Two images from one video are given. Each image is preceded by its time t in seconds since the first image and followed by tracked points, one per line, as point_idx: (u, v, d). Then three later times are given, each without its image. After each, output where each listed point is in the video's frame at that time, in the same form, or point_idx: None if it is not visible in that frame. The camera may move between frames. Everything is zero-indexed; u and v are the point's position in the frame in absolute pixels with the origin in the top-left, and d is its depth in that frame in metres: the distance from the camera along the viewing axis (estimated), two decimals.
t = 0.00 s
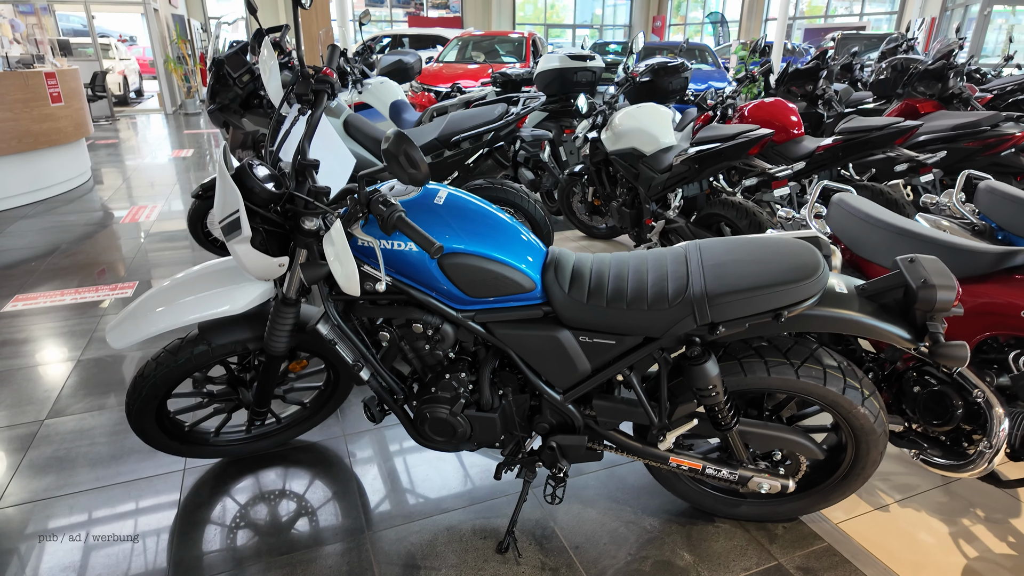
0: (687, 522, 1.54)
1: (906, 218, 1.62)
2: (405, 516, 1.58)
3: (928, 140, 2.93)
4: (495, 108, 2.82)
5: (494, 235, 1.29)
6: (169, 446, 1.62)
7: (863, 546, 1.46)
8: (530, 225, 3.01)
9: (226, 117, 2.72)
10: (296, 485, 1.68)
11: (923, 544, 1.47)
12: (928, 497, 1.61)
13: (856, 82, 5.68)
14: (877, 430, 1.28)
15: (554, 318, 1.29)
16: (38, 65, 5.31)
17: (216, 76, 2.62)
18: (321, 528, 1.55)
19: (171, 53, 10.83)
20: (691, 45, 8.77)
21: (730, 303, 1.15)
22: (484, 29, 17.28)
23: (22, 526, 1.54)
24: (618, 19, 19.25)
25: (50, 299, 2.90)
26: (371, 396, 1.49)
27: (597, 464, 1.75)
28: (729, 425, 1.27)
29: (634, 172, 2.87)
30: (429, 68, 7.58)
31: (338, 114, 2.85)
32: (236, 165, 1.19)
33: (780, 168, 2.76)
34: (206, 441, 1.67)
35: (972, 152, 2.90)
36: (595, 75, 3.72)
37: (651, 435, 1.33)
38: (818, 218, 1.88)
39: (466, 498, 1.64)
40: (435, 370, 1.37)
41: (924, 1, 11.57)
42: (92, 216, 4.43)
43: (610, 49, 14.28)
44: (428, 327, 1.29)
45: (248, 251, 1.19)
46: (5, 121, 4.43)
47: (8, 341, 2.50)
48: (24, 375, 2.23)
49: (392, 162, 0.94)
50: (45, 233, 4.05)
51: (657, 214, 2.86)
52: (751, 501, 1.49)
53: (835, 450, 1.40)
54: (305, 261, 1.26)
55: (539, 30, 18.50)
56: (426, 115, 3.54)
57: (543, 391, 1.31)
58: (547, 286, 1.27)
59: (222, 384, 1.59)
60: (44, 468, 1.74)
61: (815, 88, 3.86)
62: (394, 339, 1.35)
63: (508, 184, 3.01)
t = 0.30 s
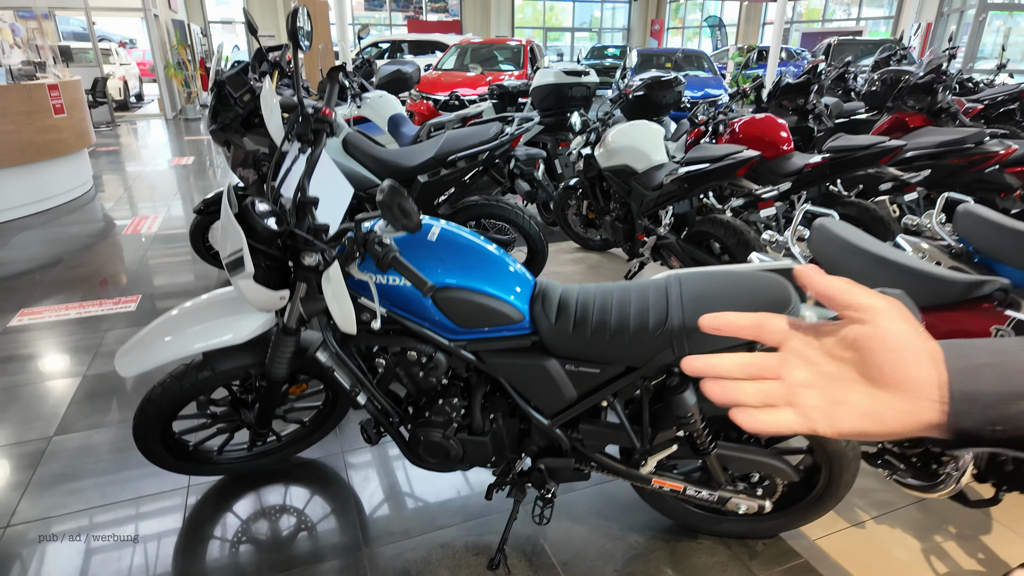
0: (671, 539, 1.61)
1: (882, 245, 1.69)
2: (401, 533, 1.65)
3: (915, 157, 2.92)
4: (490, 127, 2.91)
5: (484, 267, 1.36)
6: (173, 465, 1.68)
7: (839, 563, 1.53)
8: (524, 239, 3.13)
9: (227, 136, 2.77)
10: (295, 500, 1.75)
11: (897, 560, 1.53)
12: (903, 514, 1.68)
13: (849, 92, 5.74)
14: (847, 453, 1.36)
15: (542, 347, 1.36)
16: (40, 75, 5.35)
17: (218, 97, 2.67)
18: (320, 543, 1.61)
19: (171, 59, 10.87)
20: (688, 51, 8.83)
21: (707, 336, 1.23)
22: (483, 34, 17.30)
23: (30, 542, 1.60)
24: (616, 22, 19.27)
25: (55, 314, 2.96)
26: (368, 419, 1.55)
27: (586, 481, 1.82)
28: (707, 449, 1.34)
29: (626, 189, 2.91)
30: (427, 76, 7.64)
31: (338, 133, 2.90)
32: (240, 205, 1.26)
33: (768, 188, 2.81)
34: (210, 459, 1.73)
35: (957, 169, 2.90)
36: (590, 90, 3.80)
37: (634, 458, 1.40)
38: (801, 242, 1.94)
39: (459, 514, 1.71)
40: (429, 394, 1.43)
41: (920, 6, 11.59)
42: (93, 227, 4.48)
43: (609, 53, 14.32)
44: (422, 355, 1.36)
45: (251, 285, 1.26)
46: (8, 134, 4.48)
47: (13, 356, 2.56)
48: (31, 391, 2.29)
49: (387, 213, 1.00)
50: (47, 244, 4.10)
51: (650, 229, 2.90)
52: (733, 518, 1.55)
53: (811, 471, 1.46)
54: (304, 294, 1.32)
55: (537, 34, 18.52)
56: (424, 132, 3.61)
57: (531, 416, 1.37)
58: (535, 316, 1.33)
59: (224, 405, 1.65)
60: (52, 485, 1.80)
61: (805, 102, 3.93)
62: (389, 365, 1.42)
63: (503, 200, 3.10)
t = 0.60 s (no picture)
0: (644, 564, 1.72)
1: (843, 284, 1.75)
2: (393, 557, 1.76)
3: (889, 188, 2.97)
4: (481, 162, 3.06)
5: (467, 317, 1.49)
6: (179, 493, 1.80)
7: None
8: (515, 266, 3.25)
9: (230, 170, 2.91)
10: (293, 525, 1.86)
11: None
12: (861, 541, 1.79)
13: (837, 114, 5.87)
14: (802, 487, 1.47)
15: (519, 389, 1.47)
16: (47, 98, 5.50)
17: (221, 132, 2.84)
18: (316, 567, 1.72)
19: (173, 75, 11.01)
20: (683, 68, 8.94)
21: (667, 383, 1.35)
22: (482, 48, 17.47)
23: (45, 565, 1.72)
24: (614, 35, 19.41)
25: (63, 339, 3.08)
26: (360, 452, 1.67)
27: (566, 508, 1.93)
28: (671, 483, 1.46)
29: (612, 218, 3.01)
30: (426, 95, 7.79)
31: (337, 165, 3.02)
32: (244, 263, 1.38)
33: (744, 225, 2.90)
34: (213, 487, 1.85)
35: (930, 200, 2.94)
36: (580, 119, 3.95)
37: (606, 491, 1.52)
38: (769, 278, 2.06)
39: (447, 540, 1.82)
40: (417, 431, 1.55)
41: (914, 20, 11.62)
42: (98, 248, 4.60)
43: (606, 65, 14.45)
44: (410, 397, 1.49)
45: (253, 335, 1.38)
46: (17, 158, 4.62)
47: (24, 382, 2.68)
48: (42, 418, 2.41)
49: (376, 281, 1.14)
50: (54, 266, 4.22)
51: (634, 257, 3.02)
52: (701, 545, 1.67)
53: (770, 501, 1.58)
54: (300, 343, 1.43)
55: (535, 46, 18.61)
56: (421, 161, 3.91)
57: (511, 452, 1.49)
58: (513, 362, 1.46)
59: (227, 438, 1.76)
60: (65, 510, 1.92)
61: (788, 129, 4.06)
62: (380, 404, 1.54)
63: (494, 228, 3.23)
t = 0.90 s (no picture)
0: None
1: (817, 325, 1.85)
2: None
3: (865, 224, 3.09)
4: (475, 203, 3.20)
5: (463, 363, 1.59)
6: (183, 530, 1.86)
7: None
8: (507, 300, 3.33)
9: (232, 211, 2.98)
10: (293, 559, 1.92)
11: None
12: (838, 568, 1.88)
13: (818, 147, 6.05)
14: (780, 521, 1.55)
15: (512, 429, 1.56)
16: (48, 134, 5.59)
17: (224, 174, 2.92)
18: None
19: (170, 105, 11.16)
20: (669, 100, 9.18)
21: (650, 424, 1.45)
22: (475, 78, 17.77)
23: None
24: (603, 64, 19.98)
25: (64, 375, 3.13)
26: (360, 488, 1.74)
27: (557, 541, 2.01)
28: (656, 517, 1.55)
29: (601, 254, 3.12)
30: (418, 127, 7.97)
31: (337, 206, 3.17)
32: (254, 313, 1.47)
33: (723, 262, 3.05)
34: (216, 523, 1.91)
35: (903, 236, 3.06)
36: (569, 157, 4.06)
37: (595, 525, 1.60)
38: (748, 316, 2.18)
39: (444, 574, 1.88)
40: (415, 469, 1.63)
41: (892, 52, 11.92)
42: (97, 280, 4.66)
43: (595, 95, 14.79)
44: (409, 436, 1.58)
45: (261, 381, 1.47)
46: (18, 194, 4.69)
47: (26, 420, 2.72)
48: (44, 456, 2.45)
49: (381, 334, 1.24)
50: (53, 299, 4.27)
51: (622, 291, 3.15)
52: None
53: (750, 533, 1.67)
54: (306, 387, 1.52)
55: (526, 75, 18.95)
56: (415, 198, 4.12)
57: (505, 489, 1.57)
58: (506, 404, 1.55)
59: (231, 476, 1.83)
60: (69, 549, 1.96)
61: (768, 166, 4.26)
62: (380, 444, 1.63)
63: (486, 264, 3.32)
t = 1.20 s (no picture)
0: None
1: (768, 346, 1.96)
2: None
3: (806, 247, 3.24)
4: (437, 233, 3.25)
5: (435, 397, 1.64)
6: None
7: None
8: (471, 326, 3.37)
9: (190, 244, 2.92)
10: None
11: None
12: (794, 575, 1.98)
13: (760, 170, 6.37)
14: (740, 534, 1.64)
15: (485, 458, 1.60)
16: None
17: (181, 208, 2.88)
18: None
19: (113, 131, 10.81)
20: (619, 126, 9.47)
21: (617, 448, 1.52)
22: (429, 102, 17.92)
23: None
24: (554, 90, 20.55)
25: (6, 418, 2.98)
26: (332, 523, 1.74)
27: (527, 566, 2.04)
28: (625, 537, 1.61)
29: (561, 279, 3.20)
30: (375, 153, 7.99)
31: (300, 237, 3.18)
32: (227, 352, 1.51)
33: (677, 286, 3.19)
34: (181, 566, 1.87)
35: (840, 258, 3.23)
36: (527, 185, 4.15)
37: (567, 548, 1.64)
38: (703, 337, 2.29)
39: None
40: (388, 502, 1.65)
41: (824, 80, 12.71)
42: (39, 316, 4.45)
43: (548, 120, 15.15)
44: (383, 470, 1.60)
45: (235, 421, 1.52)
46: None
47: None
48: None
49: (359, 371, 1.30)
50: None
51: (582, 315, 3.24)
52: None
53: (713, 548, 1.74)
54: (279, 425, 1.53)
55: (479, 100, 19.24)
56: (376, 226, 4.12)
57: (478, 517, 1.60)
58: (479, 433, 1.59)
59: (197, 517, 1.79)
60: None
61: (714, 192, 4.51)
62: (352, 478, 1.63)
63: (449, 291, 3.37)
